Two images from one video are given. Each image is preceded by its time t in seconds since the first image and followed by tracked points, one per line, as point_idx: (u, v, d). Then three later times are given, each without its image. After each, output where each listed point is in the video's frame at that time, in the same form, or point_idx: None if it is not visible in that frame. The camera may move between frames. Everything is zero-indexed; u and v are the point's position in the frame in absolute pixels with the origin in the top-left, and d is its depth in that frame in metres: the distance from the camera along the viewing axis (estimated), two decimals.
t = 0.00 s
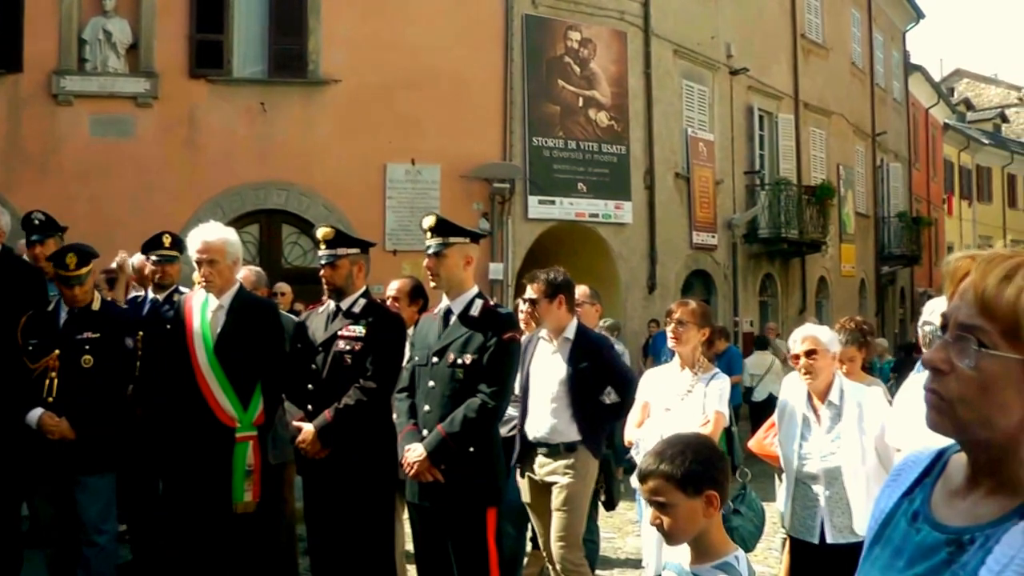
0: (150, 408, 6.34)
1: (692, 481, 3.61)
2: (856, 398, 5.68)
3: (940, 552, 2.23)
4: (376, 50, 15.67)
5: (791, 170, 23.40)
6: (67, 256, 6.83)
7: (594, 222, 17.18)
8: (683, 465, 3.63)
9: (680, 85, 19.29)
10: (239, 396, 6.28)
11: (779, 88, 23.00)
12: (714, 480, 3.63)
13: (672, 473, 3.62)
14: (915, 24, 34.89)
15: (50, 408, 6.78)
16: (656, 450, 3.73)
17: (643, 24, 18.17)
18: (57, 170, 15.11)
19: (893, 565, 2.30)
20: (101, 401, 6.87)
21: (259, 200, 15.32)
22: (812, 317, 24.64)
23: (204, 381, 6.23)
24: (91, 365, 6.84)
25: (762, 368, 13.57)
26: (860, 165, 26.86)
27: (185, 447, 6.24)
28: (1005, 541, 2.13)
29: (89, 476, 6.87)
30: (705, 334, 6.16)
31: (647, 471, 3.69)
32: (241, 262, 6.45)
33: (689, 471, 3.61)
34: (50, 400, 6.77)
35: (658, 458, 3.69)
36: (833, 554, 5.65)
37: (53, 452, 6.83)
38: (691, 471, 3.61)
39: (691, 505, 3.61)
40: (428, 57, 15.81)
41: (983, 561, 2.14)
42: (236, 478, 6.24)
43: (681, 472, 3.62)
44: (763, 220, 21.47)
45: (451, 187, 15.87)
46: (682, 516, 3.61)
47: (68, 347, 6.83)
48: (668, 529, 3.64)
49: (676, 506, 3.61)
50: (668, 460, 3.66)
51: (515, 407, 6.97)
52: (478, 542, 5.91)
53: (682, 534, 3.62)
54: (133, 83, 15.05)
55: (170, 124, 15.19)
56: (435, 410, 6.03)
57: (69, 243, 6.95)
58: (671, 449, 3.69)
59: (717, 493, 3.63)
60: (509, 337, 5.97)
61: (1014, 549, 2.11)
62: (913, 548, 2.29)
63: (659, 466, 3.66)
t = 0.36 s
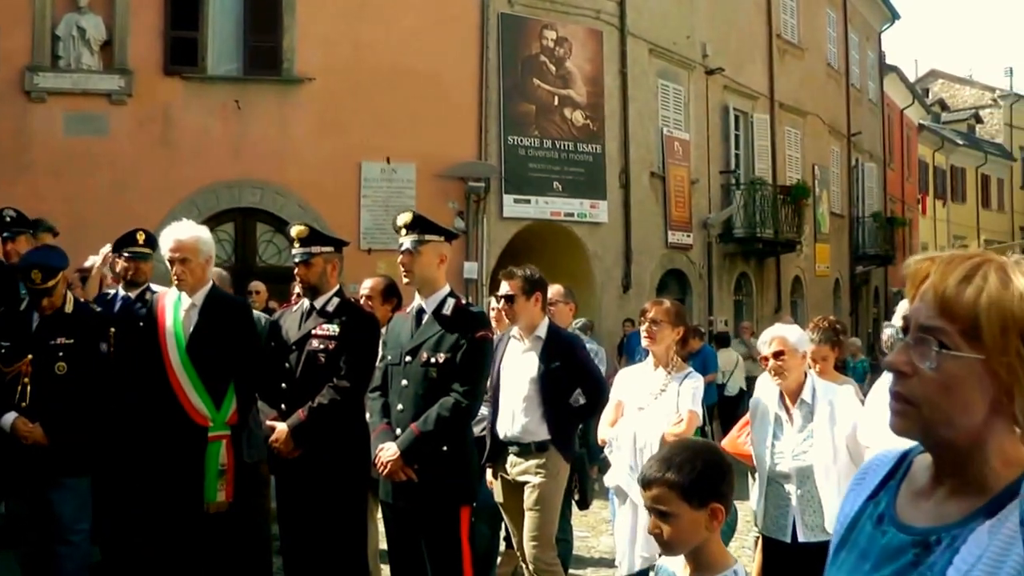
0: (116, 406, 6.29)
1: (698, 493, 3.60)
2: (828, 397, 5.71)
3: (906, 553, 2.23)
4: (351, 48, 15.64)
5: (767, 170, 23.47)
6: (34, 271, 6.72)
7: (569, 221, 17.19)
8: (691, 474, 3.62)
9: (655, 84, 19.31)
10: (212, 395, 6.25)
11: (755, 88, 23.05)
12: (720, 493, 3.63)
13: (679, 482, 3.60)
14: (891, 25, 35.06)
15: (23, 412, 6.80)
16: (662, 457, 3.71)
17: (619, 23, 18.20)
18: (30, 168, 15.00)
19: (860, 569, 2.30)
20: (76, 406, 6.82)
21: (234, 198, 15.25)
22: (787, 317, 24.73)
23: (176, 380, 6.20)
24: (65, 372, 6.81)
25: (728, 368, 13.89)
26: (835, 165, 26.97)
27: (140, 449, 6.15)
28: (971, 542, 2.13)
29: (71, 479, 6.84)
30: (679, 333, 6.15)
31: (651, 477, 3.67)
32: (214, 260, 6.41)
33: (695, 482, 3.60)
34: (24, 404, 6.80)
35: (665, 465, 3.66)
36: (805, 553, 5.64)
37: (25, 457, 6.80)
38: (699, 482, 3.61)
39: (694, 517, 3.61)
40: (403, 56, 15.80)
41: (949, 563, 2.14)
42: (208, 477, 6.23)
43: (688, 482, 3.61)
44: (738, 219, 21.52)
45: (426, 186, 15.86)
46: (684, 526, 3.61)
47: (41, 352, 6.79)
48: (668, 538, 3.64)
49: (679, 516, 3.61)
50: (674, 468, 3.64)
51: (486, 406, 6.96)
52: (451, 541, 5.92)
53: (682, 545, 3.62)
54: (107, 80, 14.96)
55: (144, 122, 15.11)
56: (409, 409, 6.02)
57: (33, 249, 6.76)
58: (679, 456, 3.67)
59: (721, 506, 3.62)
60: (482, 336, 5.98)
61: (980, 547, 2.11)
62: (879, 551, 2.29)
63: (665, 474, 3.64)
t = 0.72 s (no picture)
0: (88, 406, 6.26)
1: (650, 490, 3.65)
2: (801, 397, 5.71)
3: (869, 544, 2.44)
4: (326, 46, 15.62)
5: (742, 170, 23.50)
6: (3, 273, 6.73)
7: (544, 220, 17.14)
8: (642, 471, 3.67)
9: (631, 84, 19.32)
10: (184, 393, 6.21)
11: (730, 88, 23.08)
12: (671, 490, 3.69)
13: (631, 477, 3.65)
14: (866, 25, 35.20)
15: None
16: (616, 453, 3.75)
17: (595, 21, 18.23)
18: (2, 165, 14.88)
19: (824, 563, 2.50)
20: (44, 409, 6.72)
21: (208, 196, 15.17)
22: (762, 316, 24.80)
23: (148, 378, 6.16)
24: (37, 373, 6.73)
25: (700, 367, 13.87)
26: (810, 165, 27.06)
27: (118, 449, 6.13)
28: (932, 527, 2.35)
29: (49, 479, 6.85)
30: (653, 332, 6.16)
31: (603, 473, 3.70)
32: (187, 258, 6.37)
33: (648, 478, 3.65)
34: None
35: (618, 461, 3.71)
36: (777, 553, 5.65)
37: None
38: (649, 478, 3.65)
39: (645, 513, 3.64)
40: (377, 54, 15.78)
41: (912, 549, 2.35)
42: (181, 477, 6.18)
43: (641, 478, 3.66)
44: (713, 219, 21.55)
45: (401, 184, 15.87)
46: (635, 523, 3.63)
47: (14, 353, 6.75)
48: (619, 534, 3.65)
49: (631, 512, 3.63)
50: (627, 463, 3.69)
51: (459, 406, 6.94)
52: (425, 540, 5.94)
53: (633, 541, 3.63)
54: (81, 77, 14.86)
55: (118, 119, 15.03)
56: (382, 408, 6.01)
57: (5, 248, 6.77)
58: (633, 452, 3.72)
59: (672, 503, 3.67)
60: (456, 334, 5.96)
61: (941, 532, 2.32)
62: (842, 545, 2.49)
63: (618, 469, 3.68)
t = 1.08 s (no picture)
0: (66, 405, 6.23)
1: (592, 488, 3.78)
2: (775, 397, 5.70)
3: (835, 544, 2.49)
4: (301, 44, 15.58)
5: (717, 170, 23.55)
6: None
7: (518, 219, 17.17)
8: (585, 469, 3.81)
9: (606, 83, 19.33)
10: (156, 391, 6.15)
11: (706, 88, 23.14)
12: (614, 489, 3.82)
13: (574, 475, 3.79)
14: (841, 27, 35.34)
15: None
16: (562, 450, 3.89)
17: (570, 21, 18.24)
18: None
19: (792, 565, 2.54)
20: (25, 406, 6.74)
21: (182, 194, 15.10)
22: (736, 316, 24.88)
23: (121, 377, 6.12)
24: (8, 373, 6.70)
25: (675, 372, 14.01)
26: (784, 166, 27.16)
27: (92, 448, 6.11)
28: (896, 525, 2.38)
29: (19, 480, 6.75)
30: (625, 332, 6.19)
31: (549, 469, 3.85)
32: (160, 257, 6.32)
33: (591, 476, 3.79)
34: None
35: (563, 458, 3.84)
36: (752, 553, 5.67)
37: None
38: (591, 478, 3.79)
39: (588, 512, 3.77)
40: (352, 52, 15.75)
41: (876, 548, 2.38)
42: (153, 477, 6.11)
43: (584, 476, 3.79)
44: (688, 219, 21.60)
45: (376, 184, 15.87)
46: (577, 519, 3.77)
47: None
48: (561, 531, 3.79)
49: (574, 510, 3.77)
50: (571, 462, 3.82)
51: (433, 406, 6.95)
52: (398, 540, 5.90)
53: (575, 538, 3.77)
54: (54, 74, 14.75)
55: (92, 116, 14.93)
56: (355, 407, 5.99)
57: None
58: (579, 450, 3.86)
59: (615, 503, 3.80)
60: (429, 334, 5.94)
61: (903, 531, 2.36)
62: (810, 546, 2.53)
63: (562, 466, 3.82)
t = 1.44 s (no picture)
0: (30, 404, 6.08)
1: (558, 492, 3.80)
2: (751, 398, 5.69)
3: (802, 546, 2.48)
4: (275, 43, 15.52)
5: (693, 170, 23.58)
6: None
7: (494, 220, 17.16)
8: (552, 472, 3.84)
9: (582, 83, 19.33)
10: (129, 395, 6.11)
11: (682, 88, 23.16)
12: (585, 493, 3.81)
13: (541, 479, 3.82)
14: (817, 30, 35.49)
15: None
16: (535, 450, 3.91)
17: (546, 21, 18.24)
18: None
19: (759, 567, 2.53)
20: None
21: (155, 194, 15.01)
22: (712, 316, 24.93)
23: (93, 380, 6.06)
24: None
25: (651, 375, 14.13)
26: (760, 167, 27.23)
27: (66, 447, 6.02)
28: (862, 525, 2.38)
29: None
30: (599, 332, 6.18)
31: (521, 470, 3.88)
32: (132, 258, 6.29)
33: (557, 480, 3.81)
34: None
35: (534, 459, 3.87)
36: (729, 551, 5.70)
37: None
38: (556, 482, 3.81)
39: (557, 516, 3.80)
40: (328, 52, 15.69)
41: (843, 549, 2.37)
42: (125, 480, 6.09)
43: (551, 479, 3.81)
44: (664, 219, 21.64)
45: (350, 184, 15.80)
46: (546, 523, 3.80)
47: None
48: (530, 533, 3.84)
49: (542, 514, 3.81)
50: (540, 463, 3.85)
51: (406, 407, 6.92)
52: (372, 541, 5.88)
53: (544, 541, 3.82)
54: (25, 71, 14.64)
55: (64, 114, 14.83)
56: (329, 408, 5.96)
57: None
58: (549, 452, 3.88)
59: (585, 507, 3.81)
60: (402, 334, 5.90)
61: (869, 534, 2.35)
62: (776, 548, 2.53)
63: (531, 468, 3.85)
